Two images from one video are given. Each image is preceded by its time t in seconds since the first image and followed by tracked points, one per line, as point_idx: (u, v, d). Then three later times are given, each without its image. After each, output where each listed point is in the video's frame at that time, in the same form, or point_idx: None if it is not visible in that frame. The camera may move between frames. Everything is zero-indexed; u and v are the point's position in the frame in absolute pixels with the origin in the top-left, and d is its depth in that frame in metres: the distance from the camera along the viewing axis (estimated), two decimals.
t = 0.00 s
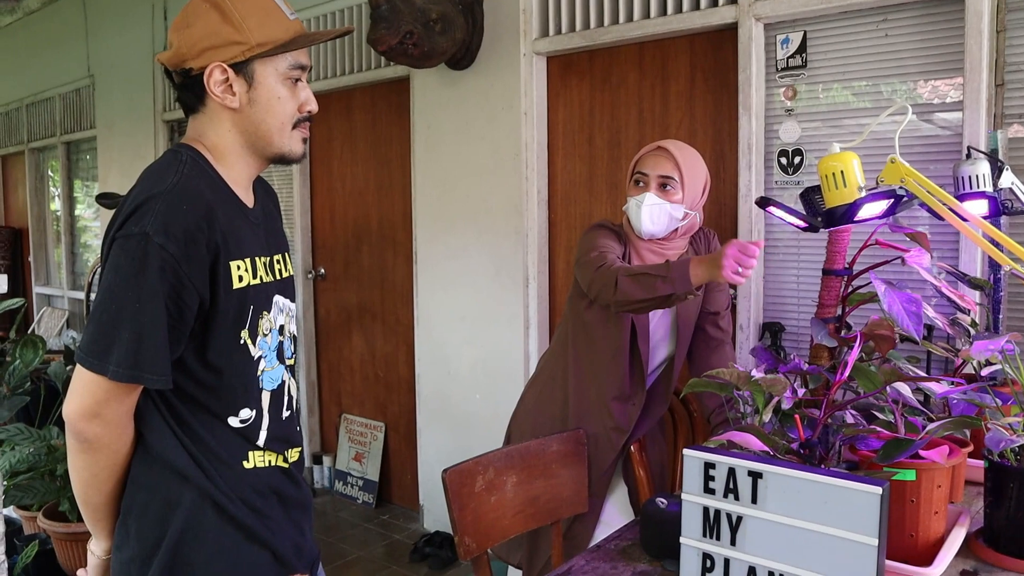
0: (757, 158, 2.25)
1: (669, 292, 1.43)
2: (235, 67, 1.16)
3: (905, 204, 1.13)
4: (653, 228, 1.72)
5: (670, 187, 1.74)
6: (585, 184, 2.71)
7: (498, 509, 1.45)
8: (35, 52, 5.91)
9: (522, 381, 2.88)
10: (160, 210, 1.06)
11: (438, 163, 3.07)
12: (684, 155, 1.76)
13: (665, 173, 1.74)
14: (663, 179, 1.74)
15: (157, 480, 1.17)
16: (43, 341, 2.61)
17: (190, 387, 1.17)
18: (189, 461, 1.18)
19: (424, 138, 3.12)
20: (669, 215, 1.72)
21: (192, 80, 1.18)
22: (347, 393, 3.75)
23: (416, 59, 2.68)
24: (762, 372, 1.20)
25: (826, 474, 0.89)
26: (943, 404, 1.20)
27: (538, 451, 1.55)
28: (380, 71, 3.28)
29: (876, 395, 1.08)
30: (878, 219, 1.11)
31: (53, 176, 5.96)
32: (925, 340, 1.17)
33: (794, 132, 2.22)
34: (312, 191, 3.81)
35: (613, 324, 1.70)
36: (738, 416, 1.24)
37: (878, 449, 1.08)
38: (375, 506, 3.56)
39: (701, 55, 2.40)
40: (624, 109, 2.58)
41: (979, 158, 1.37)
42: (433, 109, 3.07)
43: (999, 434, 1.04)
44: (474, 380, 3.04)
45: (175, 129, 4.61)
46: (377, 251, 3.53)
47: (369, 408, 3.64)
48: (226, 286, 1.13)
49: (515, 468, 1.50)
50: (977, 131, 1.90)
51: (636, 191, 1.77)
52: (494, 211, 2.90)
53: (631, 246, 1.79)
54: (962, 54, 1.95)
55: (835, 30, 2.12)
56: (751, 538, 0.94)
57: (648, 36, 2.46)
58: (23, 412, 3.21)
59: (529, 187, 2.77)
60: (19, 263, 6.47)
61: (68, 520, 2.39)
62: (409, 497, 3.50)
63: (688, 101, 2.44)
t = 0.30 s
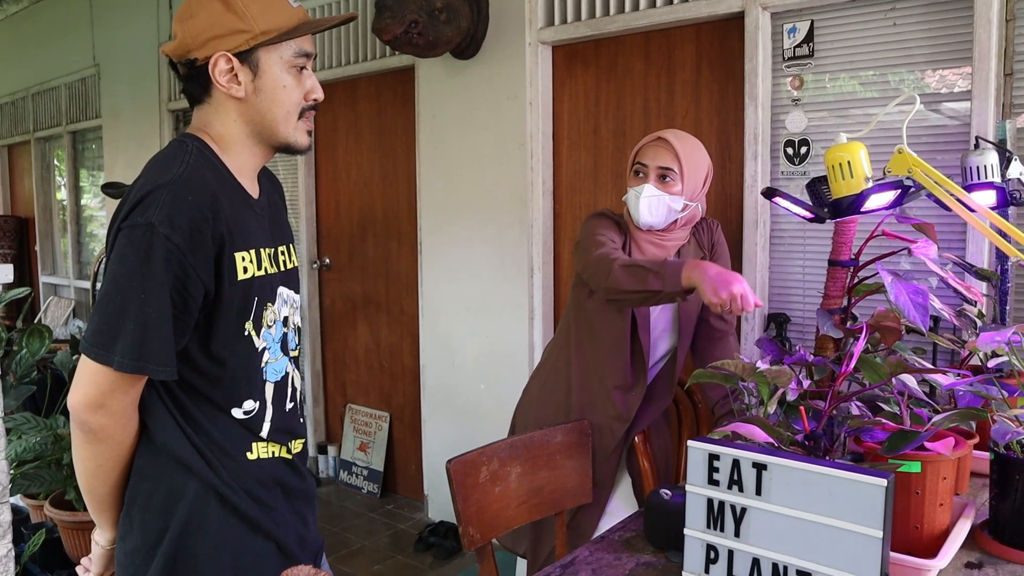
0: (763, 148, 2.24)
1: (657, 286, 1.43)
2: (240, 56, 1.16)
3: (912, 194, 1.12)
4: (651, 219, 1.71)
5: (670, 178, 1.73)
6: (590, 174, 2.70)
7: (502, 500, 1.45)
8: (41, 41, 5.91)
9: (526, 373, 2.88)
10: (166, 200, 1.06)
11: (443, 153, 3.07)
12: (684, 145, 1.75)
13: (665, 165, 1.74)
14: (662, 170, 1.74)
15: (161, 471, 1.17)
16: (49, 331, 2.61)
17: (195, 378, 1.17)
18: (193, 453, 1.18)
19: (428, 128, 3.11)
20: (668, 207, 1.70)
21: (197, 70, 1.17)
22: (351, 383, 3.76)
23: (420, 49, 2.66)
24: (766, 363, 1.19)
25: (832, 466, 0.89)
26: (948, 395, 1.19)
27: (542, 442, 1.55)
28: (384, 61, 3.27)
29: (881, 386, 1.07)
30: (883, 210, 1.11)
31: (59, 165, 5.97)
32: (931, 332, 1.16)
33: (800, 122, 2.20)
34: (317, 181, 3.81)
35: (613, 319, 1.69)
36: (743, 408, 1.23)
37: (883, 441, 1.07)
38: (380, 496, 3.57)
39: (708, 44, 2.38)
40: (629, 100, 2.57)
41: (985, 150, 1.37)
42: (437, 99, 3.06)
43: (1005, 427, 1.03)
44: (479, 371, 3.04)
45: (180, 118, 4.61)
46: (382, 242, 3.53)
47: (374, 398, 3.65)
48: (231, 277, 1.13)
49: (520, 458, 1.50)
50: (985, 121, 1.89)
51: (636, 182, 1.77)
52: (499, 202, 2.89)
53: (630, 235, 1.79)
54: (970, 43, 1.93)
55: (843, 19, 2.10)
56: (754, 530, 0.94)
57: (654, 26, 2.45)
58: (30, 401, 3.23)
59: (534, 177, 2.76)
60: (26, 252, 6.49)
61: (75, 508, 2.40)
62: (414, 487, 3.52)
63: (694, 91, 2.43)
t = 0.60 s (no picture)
0: (758, 140, 2.24)
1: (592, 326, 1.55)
2: (231, 62, 1.16)
3: (907, 184, 1.13)
4: (648, 210, 1.71)
5: (667, 168, 1.76)
6: (587, 171, 2.70)
7: (506, 497, 1.46)
8: (33, 49, 5.90)
9: (527, 370, 2.89)
10: (161, 207, 1.07)
11: (439, 153, 3.07)
12: (682, 138, 1.77)
13: (662, 155, 1.76)
14: (660, 161, 1.76)
15: (165, 478, 1.18)
16: (49, 340, 2.62)
17: (195, 384, 1.18)
18: (196, 459, 1.19)
19: (424, 128, 3.11)
20: (665, 197, 1.72)
21: (189, 78, 1.17)
22: (353, 384, 3.76)
23: (414, 49, 2.66)
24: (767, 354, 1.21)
25: (831, 454, 0.90)
26: (948, 381, 1.20)
27: (545, 439, 1.56)
28: (378, 62, 3.27)
29: (881, 374, 1.09)
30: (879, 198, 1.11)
31: (55, 174, 5.97)
32: (929, 319, 1.17)
33: (794, 114, 2.21)
34: (314, 183, 3.81)
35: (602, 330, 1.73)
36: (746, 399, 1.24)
37: (885, 429, 1.08)
38: (385, 497, 3.58)
39: (700, 38, 2.39)
40: (624, 95, 2.58)
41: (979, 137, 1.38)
42: (432, 99, 3.07)
43: (1006, 411, 1.03)
44: (480, 370, 3.05)
45: (175, 124, 4.61)
46: (380, 243, 3.53)
47: (376, 399, 3.66)
48: (230, 282, 1.14)
49: (523, 456, 1.51)
50: (978, 108, 1.90)
51: (634, 174, 1.79)
52: (496, 200, 2.90)
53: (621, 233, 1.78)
54: (961, 30, 1.93)
55: (834, 10, 2.11)
56: (759, 520, 0.95)
57: (646, 21, 2.45)
58: (32, 411, 3.23)
59: (530, 174, 2.76)
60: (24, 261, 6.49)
61: (81, 516, 2.41)
62: (418, 486, 3.52)
63: (688, 84, 2.43)
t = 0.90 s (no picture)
0: (768, 148, 2.24)
1: (535, 264, 1.60)
2: (246, 79, 1.17)
3: (920, 191, 1.12)
4: (647, 218, 1.71)
5: (663, 176, 1.76)
6: (596, 180, 2.70)
7: (520, 510, 1.46)
8: (46, 66, 5.98)
9: (539, 381, 2.88)
10: (177, 224, 1.07)
11: (448, 165, 3.08)
12: (674, 144, 1.78)
13: (658, 163, 1.76)
14: (655, 169, 1.76)
15: (183, 494, 1.18)
16: (65, 355, 2.64)
17: (213, 400, 1.18)
18: (214, 475, 1.19)
19: (433, 139, 3.13)
20: (664, 206, 1.72)
21: (204, 96, 1.18)
22: (365, 396, 3.77)
23: (423, 62, 2.67)
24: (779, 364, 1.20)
25: (850, 466, 0.89)
26: (964, 390, 1.19)
27: (558, 450, 1.56)
28: (387, 74, 3.29)
29: (897, 385, 1.08)
30: (893, 209, 1.11)
31: (68, 188, 6.03)
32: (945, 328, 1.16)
33: (804, 121, 2.21)
34: (324, 196, 3.83)
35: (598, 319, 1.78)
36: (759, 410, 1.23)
37: (901, 440, 1.08)
38: (397, 508, 3.58)
39: (709, 46, 2.39)
40: (632, 105, 2.58)
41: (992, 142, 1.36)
42: (441, 110, 3.08)
43: None
44: (492, 380, 3.05)
45: (186, 138, 4.65)
46: (390, 254, 3.54)
47: (387, 410, 3.66)
48: (246, 298, 1.15)
49: (537, 468, 1.51)
50: (990, 114, 1.89)
51: (630, 183, 1.79)
52: (506, 211, 2.90)
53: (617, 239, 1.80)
54: (972, 35, 1.93)
55: (843, 17, 2.11)
56: (776, 533, 0.94)
57: (654, 30, 2.46)
58: (47, 425, 3.25)
59: (540, 185, 2.77)
60: (38, 275, 6.53)
61: (96, 530, 2.42)
62: (430, 498, 3.52)
63: (697, 93, 2.43)
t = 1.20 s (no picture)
0: (768, 166, 2.26)
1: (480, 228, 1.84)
2: (268, 98, 1.19)
3: (924, 211, 1.14)
4: (632, 230, 1.81)
5: (646, 191, 1.85)
6: (596, 197, 2.72)
7: (523, 528, 1.45)
8: (46, 84, 6.01)
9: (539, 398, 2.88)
10: (188, 246, 1.08)
11: (447, 184, 3.11)
12: (653, 157, 1.86)
13: (641, 179, 1.84)
14: (639, 185, 1.84)
15: (193, 514, 1.18)
16: (64, 372, 2.64)
17: (222, 420, 1.18)
18: (223, 494, 1.20)
19: (434, 157, 3.15)
20: (650, 218, 1.83)
21: (224, 114, 1.18)
22: (364, 413, 3.76)
23: (424, 80, 2.69)
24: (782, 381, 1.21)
25: (856, 483, 0.89)
26: (966, 407, 1.20)
27: (561, 468, 1.55)
28: (388, 93, 3.32)
29: (900, 403, 1.09)
30: (897, 227, 1.13)
31: (66, 205, 6.04)
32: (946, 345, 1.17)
33: (804, 139, 2.22)
34: (324, 213, 3.84)
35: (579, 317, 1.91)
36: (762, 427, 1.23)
37: (905, 457, 1.08)
38: (396, 526, 3.56)
39: (708, 65, 2.41)
40: (633, 123, 2.60)
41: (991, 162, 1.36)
42: (442, 129, 3.10)
43: None
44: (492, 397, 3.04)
45: (185, 155, 4.66)
46: (390, 271, 3.55)
47: (386, 428, 3.65)
48: (256, 317, 1.15)
49: (539, 485, 1.50)
50: (989, 133, 1.91)
51: (615, 199, 1.88)
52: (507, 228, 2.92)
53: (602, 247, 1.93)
54: (970, 56, 1.95)
55: (842, 37, 2.13)
56: (782, 551, 0.94)
57: (654, 50, 2.48)
58: (45, 444, 3.24)
59: (541, 203, 2.78)
60: (35, 292, 6.53)
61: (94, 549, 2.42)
62: (429, 515, 3.50)
63: (696, 111, 2.45)
